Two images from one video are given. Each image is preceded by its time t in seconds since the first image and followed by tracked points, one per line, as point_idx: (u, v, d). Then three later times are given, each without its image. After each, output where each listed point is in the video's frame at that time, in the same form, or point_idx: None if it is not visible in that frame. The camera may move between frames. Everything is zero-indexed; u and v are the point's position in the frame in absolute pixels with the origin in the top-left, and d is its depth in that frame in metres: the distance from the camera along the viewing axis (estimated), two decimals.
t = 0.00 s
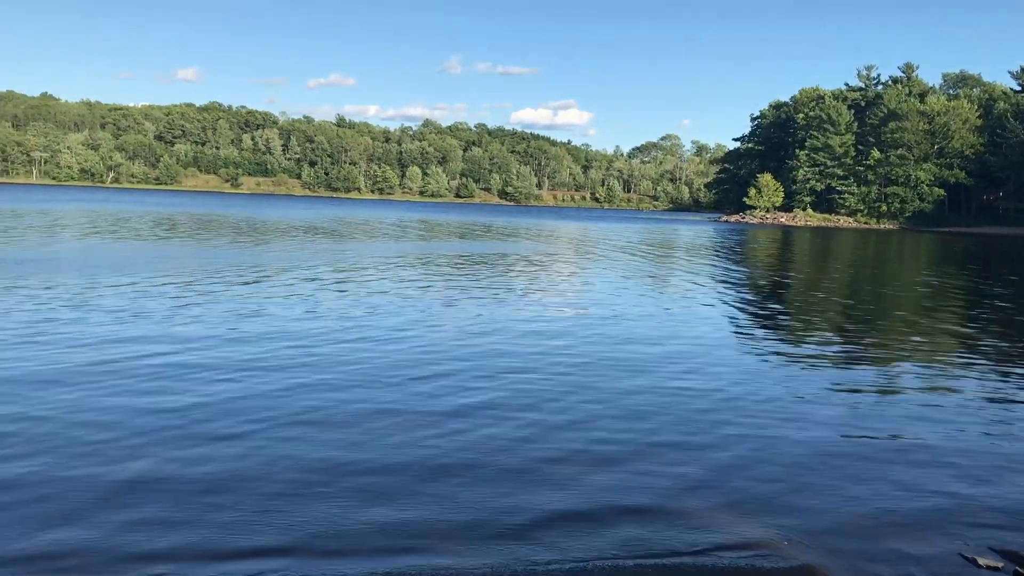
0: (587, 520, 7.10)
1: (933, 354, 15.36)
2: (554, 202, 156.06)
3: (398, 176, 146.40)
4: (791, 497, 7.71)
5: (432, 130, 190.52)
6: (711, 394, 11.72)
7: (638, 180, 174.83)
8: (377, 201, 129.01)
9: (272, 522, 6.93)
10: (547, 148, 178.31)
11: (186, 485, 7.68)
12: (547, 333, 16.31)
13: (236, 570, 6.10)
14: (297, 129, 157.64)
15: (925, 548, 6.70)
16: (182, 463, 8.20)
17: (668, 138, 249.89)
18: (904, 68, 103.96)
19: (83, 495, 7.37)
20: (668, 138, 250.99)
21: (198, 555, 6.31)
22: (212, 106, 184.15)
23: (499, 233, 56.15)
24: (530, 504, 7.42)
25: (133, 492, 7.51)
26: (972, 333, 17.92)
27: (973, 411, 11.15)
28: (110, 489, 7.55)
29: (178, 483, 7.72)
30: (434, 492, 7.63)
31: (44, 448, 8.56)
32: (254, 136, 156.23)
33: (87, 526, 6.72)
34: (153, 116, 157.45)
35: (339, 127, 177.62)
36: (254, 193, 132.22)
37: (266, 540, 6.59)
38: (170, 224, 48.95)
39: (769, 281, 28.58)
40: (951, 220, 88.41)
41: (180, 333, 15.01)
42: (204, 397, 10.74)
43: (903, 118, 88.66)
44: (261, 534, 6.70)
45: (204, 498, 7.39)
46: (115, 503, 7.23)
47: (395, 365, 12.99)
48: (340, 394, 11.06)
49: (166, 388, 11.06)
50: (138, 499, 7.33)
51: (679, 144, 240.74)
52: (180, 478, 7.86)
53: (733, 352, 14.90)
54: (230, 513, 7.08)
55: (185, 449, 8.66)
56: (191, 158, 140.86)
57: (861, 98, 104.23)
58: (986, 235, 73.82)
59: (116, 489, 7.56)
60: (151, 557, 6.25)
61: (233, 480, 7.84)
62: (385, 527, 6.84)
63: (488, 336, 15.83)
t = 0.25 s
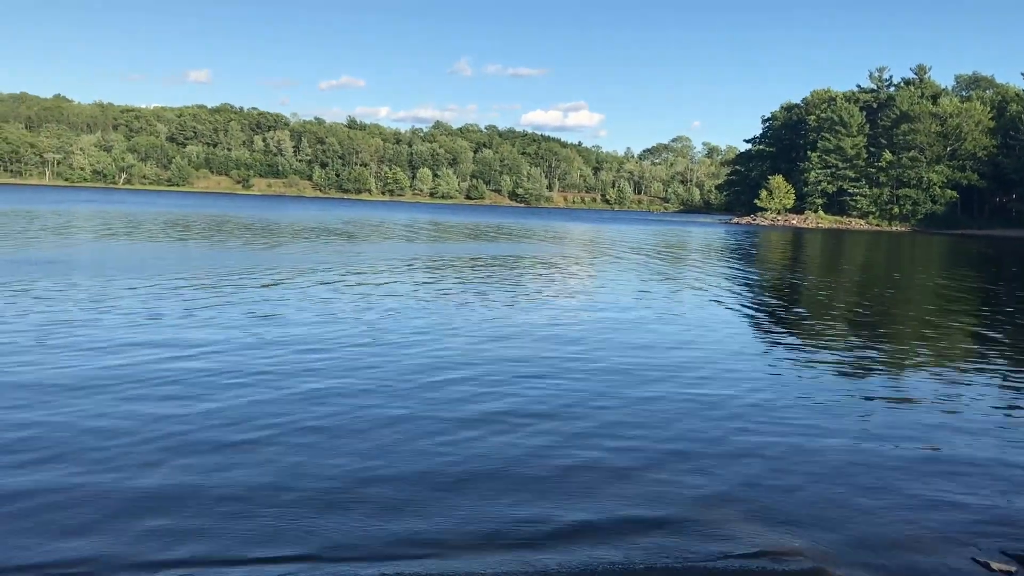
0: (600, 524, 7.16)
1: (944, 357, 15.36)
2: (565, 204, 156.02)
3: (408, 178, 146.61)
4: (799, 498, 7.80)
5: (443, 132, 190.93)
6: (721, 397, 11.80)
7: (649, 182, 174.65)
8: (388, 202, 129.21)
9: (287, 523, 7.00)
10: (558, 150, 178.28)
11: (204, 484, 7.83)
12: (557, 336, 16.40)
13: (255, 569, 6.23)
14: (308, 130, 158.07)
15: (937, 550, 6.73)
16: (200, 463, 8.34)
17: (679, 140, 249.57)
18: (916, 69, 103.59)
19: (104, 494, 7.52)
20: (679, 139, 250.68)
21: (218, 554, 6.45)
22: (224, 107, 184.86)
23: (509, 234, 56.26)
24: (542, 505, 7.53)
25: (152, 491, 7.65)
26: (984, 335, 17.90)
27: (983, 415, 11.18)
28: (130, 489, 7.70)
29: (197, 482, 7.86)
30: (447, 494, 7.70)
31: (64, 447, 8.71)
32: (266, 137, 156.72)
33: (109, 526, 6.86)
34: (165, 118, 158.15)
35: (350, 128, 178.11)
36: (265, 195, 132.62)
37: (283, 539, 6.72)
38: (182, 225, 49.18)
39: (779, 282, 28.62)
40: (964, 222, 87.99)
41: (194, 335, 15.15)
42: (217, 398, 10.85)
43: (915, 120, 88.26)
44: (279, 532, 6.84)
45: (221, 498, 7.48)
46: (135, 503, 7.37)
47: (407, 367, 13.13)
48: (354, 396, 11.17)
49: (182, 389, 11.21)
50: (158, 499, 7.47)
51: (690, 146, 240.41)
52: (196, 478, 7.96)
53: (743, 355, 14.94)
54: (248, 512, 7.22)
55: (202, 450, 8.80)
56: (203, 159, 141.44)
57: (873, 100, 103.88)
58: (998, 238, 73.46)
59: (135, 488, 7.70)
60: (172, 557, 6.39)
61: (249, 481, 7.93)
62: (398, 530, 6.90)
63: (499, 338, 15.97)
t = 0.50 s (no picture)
0: (608, 516, 7.12)
1: (956, 359, 15.31)
2: (576, 204, 155.95)
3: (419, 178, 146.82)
4: (818, 500, 7.60)
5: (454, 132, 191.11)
6: (736, 397, 11.62)
7: (660, 182, 174.46)
8: (399, 203, 129.40)
9: (293, 511, 6.98)
10: (569, 150, 178.24)
11: (210, 479, 7.68)
12: (568, 334, 16.40)
13: (260, 565, 6.07)
14: (320, 130, 158.42)
15: (950, 551, 6.68)
16: (206, 458, 8.19)
17: (690, 140, 249.08)
18: (930, 70, 103.14)
19: (107, 488, 7.36)
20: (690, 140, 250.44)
21: (222, 550, 6.29)
22: (236, 107, 185.45)
23: (520, 234, 56.24)
24: (554, 504, 7.36)
25: (155, 479, 7.62)
26: (996, 338, 17.84)
27: (996, 416, 11.10)
28: (133, 477, 7.66)
29: (202, 477, 7.72)
30: (454, 486, 7.67)
31: (68, 442, 8.58)
32: (278, 137, 157.20)
33: (111, 520, 6.71)
34: (178, 118, 158.81)
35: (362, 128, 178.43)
36: (276, 194, 133.01)
37: (290, 536, 6.57)
38: (194, 224, 49.36)
39: (790, 284, 28.57)
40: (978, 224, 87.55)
41: (206, 331, 15.21)
42: (227, 390, 10.86)
43: (928, 121, 87.83)
44: (285, 528, 6.68)
45: (228, 487, 7.47)
46: (138, 497, 7.22)
47: (417, 364, 12.99)
48: (363, 389, 11.16)
49: (189, 385, 11.09)
50: (162, 488, 7.44)
51: (701, 146, 240.09)
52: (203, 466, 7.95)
53: (754, 356, 14.92)
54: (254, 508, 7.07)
55: (208, 445, 8.64)
56: (215, 159, 141.93)
57: (886, 101, 103.47)
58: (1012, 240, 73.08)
59: (138, 477, 7.67)
60: (176, 552, 6.22)
61: (256, 469, 7.92)
62: (405, 520, 6.88)
63: (510, 337, 15.85)
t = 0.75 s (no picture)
0: (619, 517, 7.14)
1: (968, 359, 15.28)
2: (585, 203, 155.88)
3: (428, 177, 146.95)
4: (829, 502, 7.59)
5: (462, 131, 191.25)
6: (747, 398, 11.60)
7: (669, 181, 174.29)
8: (408, 202, 129.52)
9: (304, 513, 7.02)
10: (577, 148, 178.19)
11: (221, 482, 7.69)
12: (578, 335, 16.43)
13: (270, 567, 6.09)
14: (329, 130, 158.65)
15: (960, 550, 6.69)
16: (219, 459, 8.25)
17: (699, 139, 248.69)
18: (940, 68, 102.77)
19: (116, 492, 7.37)
20: (700, 139, 249.86)
21: (235, 552, 6.31)
22: (246, 106, 185.89)
23: (529, 234, 56.23)
24: (566, 506, 7.35)
25: (170, 481, 7.67)
26: (1008, 337, 17.78)
27: (1008, 417, 11.09)
28: (146, 479, 7.71)
29: (213, 480, 7.74)
30: (466, 487, 7.71)
31: (78, 446, 8.59)
32: (287, 136, 157.52)
33: (121, 523, 6.73)
34: (188, 117, 159.37)
35: (371, 127, 178.65)
36: (286, 193, 133.30)
37: (299, 539, 6.58)
38: (206, 224, 49.61)
39: (801, 283, 28.51)
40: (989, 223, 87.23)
41: (218, 331, 15.29)
42: (240, 392, 10.92)
43: (939, 120, 87.48)
44: (297, 529, 6.71)
45: (242, 489, 7.52)
46: (149, 500, 7.24)
47: (427, 364, 13.03)
48: (375, 391, 11.22)
49: (198, 387, 11.11)
50: (176, 489, 7.49)
51: (711, 145, 239.58)
52: (217, 469, 8.00)
53: (765, 356, 14.91)
54: (262, 510, 7.07)
55: (218, 448, 8.67)
56: (225, 158, 142.28)
57: (896, 99, 103.10)
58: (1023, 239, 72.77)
59: (151, 479, 7.72)
60: (187, 554, 6.25)
61: (269, 472, 7.97)
62: (417, 521, 6.92)
63: (520, 337, 15.87)
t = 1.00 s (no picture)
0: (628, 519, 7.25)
1: (978, 358, 15.30)
2: (594, 201, 155.82)
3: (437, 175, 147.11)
4: (832, 505, 7.70)
5: (472, 130, 191.35)
6: (752, 400, 11.69)
7: (679, 179, 174.08)
8: (417, 200, 129.64)
9: (319, 515, 7.17)
10: (587, 147, 178.12)
11: (231, 483, 7.84)
12: (588, 335, 16.53)
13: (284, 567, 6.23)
14: (339, 128, 158.93)
15: (963, 551, 6.80)
16: (235, 460, 8.40)
17: (709, 137, 248.33)
18: (952, 66, 102.36)
19: (128, 495, 7.51)
20: (709, 137, 249.44)
21: (245, 554, 6.44)
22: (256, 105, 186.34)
23: (539, 232, 56.25)
24: (571, 508, 7.47)
25: (188, 483, 7.83)
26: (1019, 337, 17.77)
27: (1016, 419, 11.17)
28: (164, 481, 7.86)
29: (224, 482, 7.87)
30: (478, 489, 7.85)
31: (89, 448, 8.72)
32: (297, 134, 157.87)
33: (135, 525, 6.87)
34: (198, 116, 159.74)
35: (381, 126, 178.90)
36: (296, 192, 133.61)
37: (309, 540, 6.71)
38: (217, 222, 49.63)
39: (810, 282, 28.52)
40: (1000, 221, 86.88)
41: (232, 332, 15.44)
42: (255, 394, 11.08)
43: (950, 118, 87.09)
44: (312, 531, 6.86)
45: (257, 491, 7.67)
46: (161, 502, 7.39)
47: (435, 365, 13.13)
48: (387, 393, 11.36)
49: (209, 389, 11.25)
50: (193, 491, 7.64)
51: (721, 143, 238.98)
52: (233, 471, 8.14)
53: (775, 356, 14.98)
54: (273, 512, 7.20)
55: (229, 450, 8.81)
56: (235, 156, 142.71)
57: (907, 97, 102.73)
58: None
59: (169, 481, 7.87)
60: (198, 556, 6.39)
61: (283, 474, 8.12)
62: (430, 523, 7.06)
63: (529, 338, 15.96)
